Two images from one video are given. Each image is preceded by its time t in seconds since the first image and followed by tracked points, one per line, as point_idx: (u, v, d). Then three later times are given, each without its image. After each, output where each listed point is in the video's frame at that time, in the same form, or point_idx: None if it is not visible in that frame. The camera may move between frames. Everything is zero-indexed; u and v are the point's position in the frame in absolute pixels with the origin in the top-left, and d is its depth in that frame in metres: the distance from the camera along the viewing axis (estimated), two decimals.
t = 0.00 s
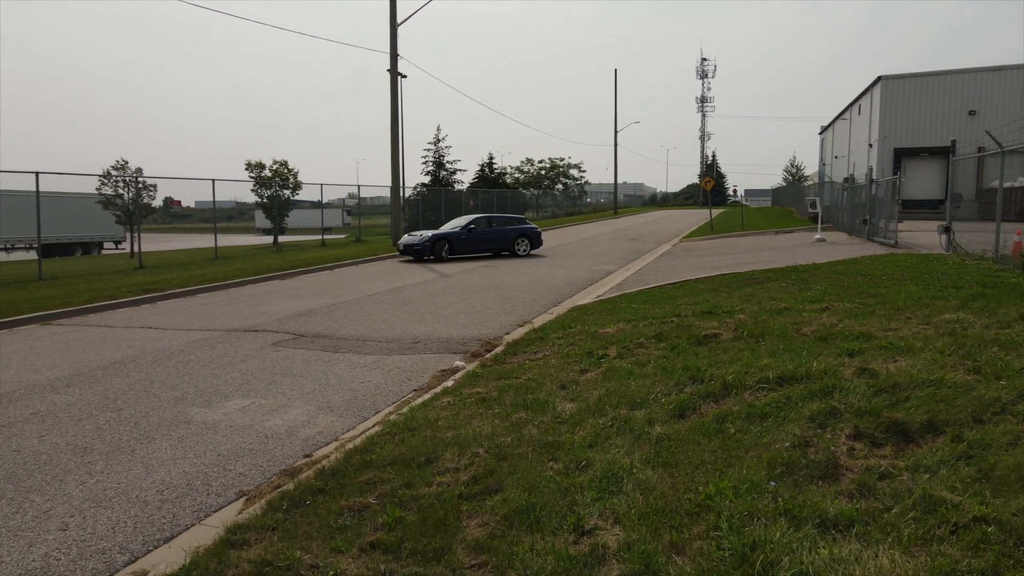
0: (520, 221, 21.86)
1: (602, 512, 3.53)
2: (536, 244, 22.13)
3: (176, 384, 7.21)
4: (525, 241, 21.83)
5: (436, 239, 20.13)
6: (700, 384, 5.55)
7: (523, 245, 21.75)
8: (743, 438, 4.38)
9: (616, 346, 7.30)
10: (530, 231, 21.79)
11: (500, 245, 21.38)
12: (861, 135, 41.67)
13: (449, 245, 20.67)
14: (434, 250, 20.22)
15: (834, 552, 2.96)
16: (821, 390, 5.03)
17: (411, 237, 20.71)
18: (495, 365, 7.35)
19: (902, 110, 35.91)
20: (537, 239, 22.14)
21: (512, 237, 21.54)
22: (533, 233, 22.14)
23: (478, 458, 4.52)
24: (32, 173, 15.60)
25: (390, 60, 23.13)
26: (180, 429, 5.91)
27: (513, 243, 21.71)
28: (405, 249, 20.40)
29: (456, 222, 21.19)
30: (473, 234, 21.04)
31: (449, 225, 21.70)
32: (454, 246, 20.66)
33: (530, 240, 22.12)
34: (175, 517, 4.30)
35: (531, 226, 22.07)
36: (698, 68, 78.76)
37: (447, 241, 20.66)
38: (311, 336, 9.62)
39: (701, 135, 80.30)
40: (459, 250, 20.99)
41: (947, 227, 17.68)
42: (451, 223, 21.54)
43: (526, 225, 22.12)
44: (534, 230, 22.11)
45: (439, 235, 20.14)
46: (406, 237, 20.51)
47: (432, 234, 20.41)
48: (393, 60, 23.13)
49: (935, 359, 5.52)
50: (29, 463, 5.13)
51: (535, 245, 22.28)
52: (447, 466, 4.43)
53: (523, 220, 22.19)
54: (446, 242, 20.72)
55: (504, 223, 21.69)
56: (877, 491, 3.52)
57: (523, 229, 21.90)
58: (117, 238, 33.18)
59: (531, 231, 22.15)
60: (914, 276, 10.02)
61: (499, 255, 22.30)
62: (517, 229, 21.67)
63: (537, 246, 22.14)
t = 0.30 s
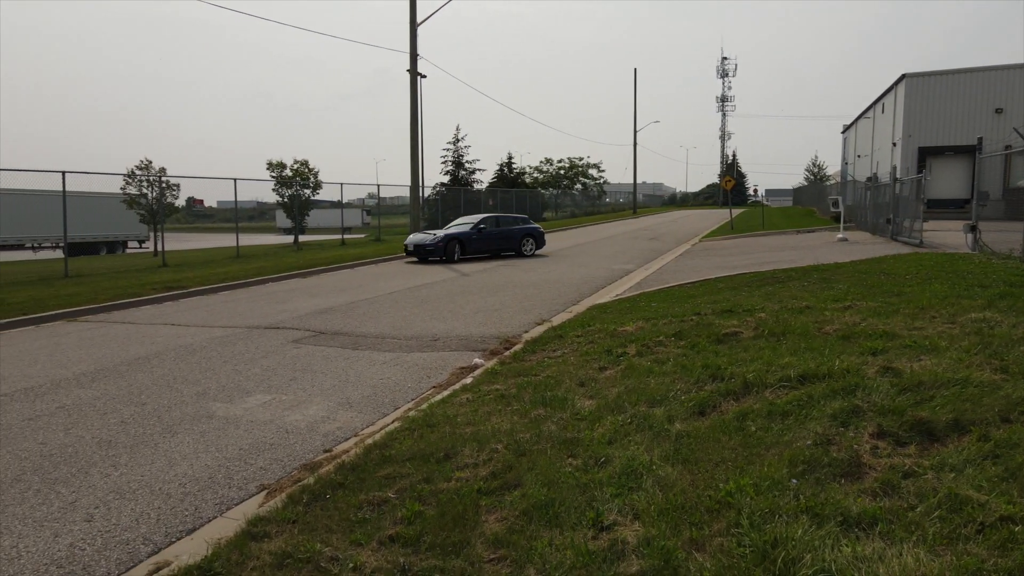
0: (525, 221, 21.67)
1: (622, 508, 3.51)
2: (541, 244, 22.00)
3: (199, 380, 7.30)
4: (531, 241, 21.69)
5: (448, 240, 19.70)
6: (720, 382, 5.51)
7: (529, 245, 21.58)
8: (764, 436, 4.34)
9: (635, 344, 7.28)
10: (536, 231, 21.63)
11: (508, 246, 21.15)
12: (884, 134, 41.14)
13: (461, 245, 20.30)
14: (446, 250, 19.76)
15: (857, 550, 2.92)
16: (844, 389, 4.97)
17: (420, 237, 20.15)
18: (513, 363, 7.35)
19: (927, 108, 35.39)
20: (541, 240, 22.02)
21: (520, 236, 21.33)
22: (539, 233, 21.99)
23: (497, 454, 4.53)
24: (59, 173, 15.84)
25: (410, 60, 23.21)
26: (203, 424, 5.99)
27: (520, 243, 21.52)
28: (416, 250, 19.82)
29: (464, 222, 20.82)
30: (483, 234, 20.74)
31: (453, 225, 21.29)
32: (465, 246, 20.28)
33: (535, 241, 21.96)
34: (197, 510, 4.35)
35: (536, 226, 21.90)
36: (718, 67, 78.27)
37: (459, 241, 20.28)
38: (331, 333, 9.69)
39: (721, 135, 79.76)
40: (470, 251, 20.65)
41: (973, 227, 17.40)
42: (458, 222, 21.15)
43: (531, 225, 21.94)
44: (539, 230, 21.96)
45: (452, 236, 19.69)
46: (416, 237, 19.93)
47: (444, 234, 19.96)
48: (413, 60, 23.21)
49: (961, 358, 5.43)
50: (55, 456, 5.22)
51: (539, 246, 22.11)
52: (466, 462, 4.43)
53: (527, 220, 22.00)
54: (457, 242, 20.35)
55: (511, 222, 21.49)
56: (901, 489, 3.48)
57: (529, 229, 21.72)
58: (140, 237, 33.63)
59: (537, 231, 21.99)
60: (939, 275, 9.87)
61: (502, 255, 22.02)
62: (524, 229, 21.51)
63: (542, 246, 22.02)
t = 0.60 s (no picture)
0: (531, 220, 21.43)
1: (641, 504, 3.49)
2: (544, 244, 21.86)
3: (220, 375, 7.38)
4: (536, 241, 21.54)
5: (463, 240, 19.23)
6: (741, 379, 5.47)
7: (535, 245, 21.39)
8: (786, 433, 4.30)
9: (654, 341, 7.25)
10: (541, 230, 21.45)
11: (517, 246, 20.88)
12: (908, 133, 40.62)
13: (472, 246, 19.86)
14: (460, 251, 19.27)
15: (882, 548, 2.88)
16: (868, 387, 4.91)
17: (430, 237, 19.55)
18: (532, 360, 7.35)
19: (953, 106, 34.87)
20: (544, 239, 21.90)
21: (527, 236, 21.10)
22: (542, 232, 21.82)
23: (516, 449, 4.52)
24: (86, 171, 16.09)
25: (430, 60, 23.29)
26: (224, 418, 6.05)
27: (527, 243, 21.28)
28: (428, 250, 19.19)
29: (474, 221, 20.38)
30: (494, 234, 20.38)
31: (458, 224, 20.78)
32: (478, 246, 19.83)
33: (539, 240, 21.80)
34: (219, 501, 4.40)
35: (540, 225, 21.68)
36: (739, 66, 77.74)
37: (470, 241, 19.83)
38: (350, 330, 9.74)
39: (742, 134, 79.19)
40: (480, 251, 20.25)
41: (1000, 225, 17.12)
42: (464, 221, 20.67)
43: (535, 224, 21.69)
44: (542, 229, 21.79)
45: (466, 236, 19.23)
46: (427, 236, 19.29)
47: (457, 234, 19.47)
48: (433, 59, 23.28)
49: (988, 356, 5.34)
50: (81, 448, 5.30)
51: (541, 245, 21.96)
52: (485, 457, 4.44)
53: (530, 218, 21.73)
54: (468, 242, 19.89)
55: (518, 222, 21.22)
56: (926, 487, 3.42)
57: (534, 228, 21.48)
58: (164, 236, 34.07)
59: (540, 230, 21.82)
60: (965, 273, 9.73)
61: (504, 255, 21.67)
62: (531, 228, 21.27)
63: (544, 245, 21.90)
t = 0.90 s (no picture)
0: (535, 219, 21.13)
1: (661, 498, 3.47)
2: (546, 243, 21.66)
3: (241, 370, 7.44)
4: (541, 241, 21.27)
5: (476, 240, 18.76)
6: (761, 375, 5.43)
7: (540, 245, 21.13)
8: (808, 429, 4.25)
9: (674, 338, 7.21)
10: (545, 229, 21.20)
11: (524, 246, 20.53)
12: (932, 130, 40.03)
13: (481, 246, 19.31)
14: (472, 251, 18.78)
15: (906, 544, 2.84)
16: (891, 383, 4.85)
17: (438, 237, 18.89)
18: (551, 356, 7.34)
19: (979, 102, 34.30)
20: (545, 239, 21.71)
21: (533, 235, 20.81)
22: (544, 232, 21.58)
23: (535, 444, 4.51)
24: (111, 169, 16.31)
25: (449, 58, 23.34)
26: (245, 412, 6.10)
27: (532, 242, 20.95)
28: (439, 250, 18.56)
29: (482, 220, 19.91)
30: (504, 234, 19.98)
31: (463, 222, 20.24)
32: (489, 247, 19.36)
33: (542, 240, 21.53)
34: (240, 493, 4.43)
35: (543, 224, 21.41)
36: (760, 63, 77.15)
37: (480, 240, 19.36)
38: (369, 326, 9.78)
39: (763, 132, 78.49)
40: (489, 251, 19.76)
41: None
42: (470, 220, 20.16)
43: (538, 223, 21.39)
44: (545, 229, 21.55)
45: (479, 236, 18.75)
46: (437, 236, 18.64)
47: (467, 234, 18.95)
48: (452, 58, 23.32)
49: (1014, 354, 5.24)
50: (105, 440, 5.37)
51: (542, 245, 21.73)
52: (504, 451, 4.44)
53: (532, 217, 21.45)
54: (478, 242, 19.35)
55: (523, 220, 20.89)
56: (952, 484, 3.37)
57: (539, 228, 21.19)
58: (186, 234, 34.45)
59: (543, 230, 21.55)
60: (992, 271, 9.57)
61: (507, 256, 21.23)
62: (536, 228, 20.99)
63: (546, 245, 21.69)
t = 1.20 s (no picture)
0: (539, 218, 20.64)
1: (679, 492, 3.45)
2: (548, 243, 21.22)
3: (261, 364, 7.50)
4: (546, 239, 20.77)
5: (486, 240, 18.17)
6: (781, 371, 5.38)
7: (544, 245, 20.66)
8: (829, 425, 4.21)
9: (693, 334, 7.16)
10: (550, 228, 20.76)
11: (530, 244, 19.97)
12: (956, 127, 39.43)
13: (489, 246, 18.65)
14: (482, 250, 18.17)
15: (929, 539, 2.80)
16: (914, 380, 4.78)
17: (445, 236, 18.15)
18: (569, 352, 7.32)
19: (1004, 98, 33.72)
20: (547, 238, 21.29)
21: (539, 234, 20.29)
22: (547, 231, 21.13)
23: (553, 438, 4.50)
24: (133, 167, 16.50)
25: (467, 57, 23.35)
26: (265, 405, 6.15)
27: (538, 241, 20.40)
28: (448, 249, 17.87)
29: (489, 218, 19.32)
30: (513, 233, 19.45)
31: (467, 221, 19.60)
32: (498, 246, 18.79)
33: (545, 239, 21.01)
34: (259, 485, 4.46)
35: (546, 222, 20.95)
36: (780, 61, 76.48)
37: (488, 239, 18.77)
38: (387, 322, 9.82)
39: (782, 130, 77.77)
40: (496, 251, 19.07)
41: None
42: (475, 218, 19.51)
43: (542, 222, 20.91)
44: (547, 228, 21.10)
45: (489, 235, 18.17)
46: (445, 235, 17.98)
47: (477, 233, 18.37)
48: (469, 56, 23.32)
49: None
50: (127, 431, 5.43)
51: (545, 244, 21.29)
52: (522, 445, 4.43)
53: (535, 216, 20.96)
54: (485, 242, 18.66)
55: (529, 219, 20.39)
56: (977, 480, 3.31)
57: (544, 227, 20.71)
58: (207, 232, 34.80)
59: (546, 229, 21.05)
60: (1017, 268, 9.41)
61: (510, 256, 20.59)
62: (541, 226, 20.51)
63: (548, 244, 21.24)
